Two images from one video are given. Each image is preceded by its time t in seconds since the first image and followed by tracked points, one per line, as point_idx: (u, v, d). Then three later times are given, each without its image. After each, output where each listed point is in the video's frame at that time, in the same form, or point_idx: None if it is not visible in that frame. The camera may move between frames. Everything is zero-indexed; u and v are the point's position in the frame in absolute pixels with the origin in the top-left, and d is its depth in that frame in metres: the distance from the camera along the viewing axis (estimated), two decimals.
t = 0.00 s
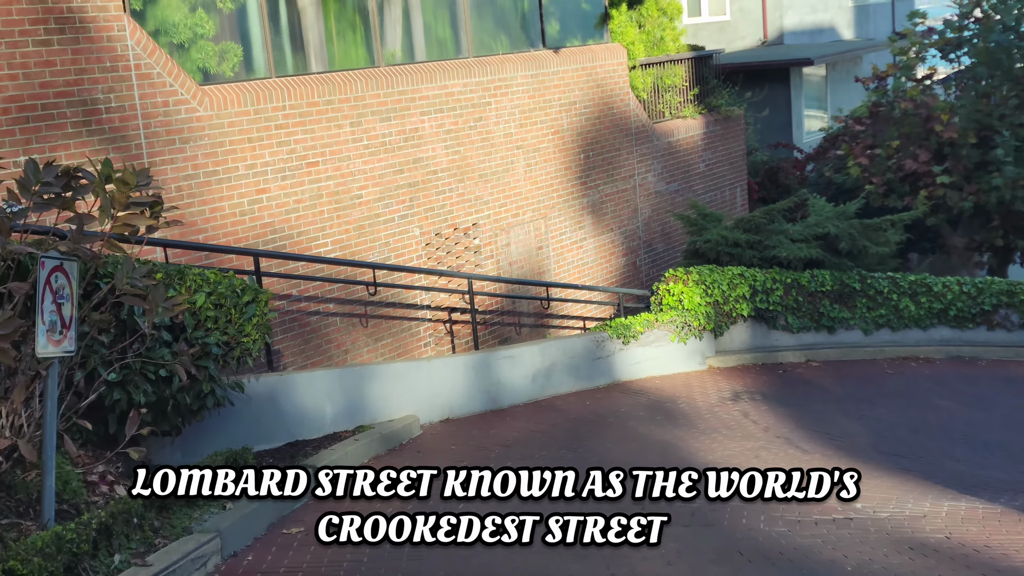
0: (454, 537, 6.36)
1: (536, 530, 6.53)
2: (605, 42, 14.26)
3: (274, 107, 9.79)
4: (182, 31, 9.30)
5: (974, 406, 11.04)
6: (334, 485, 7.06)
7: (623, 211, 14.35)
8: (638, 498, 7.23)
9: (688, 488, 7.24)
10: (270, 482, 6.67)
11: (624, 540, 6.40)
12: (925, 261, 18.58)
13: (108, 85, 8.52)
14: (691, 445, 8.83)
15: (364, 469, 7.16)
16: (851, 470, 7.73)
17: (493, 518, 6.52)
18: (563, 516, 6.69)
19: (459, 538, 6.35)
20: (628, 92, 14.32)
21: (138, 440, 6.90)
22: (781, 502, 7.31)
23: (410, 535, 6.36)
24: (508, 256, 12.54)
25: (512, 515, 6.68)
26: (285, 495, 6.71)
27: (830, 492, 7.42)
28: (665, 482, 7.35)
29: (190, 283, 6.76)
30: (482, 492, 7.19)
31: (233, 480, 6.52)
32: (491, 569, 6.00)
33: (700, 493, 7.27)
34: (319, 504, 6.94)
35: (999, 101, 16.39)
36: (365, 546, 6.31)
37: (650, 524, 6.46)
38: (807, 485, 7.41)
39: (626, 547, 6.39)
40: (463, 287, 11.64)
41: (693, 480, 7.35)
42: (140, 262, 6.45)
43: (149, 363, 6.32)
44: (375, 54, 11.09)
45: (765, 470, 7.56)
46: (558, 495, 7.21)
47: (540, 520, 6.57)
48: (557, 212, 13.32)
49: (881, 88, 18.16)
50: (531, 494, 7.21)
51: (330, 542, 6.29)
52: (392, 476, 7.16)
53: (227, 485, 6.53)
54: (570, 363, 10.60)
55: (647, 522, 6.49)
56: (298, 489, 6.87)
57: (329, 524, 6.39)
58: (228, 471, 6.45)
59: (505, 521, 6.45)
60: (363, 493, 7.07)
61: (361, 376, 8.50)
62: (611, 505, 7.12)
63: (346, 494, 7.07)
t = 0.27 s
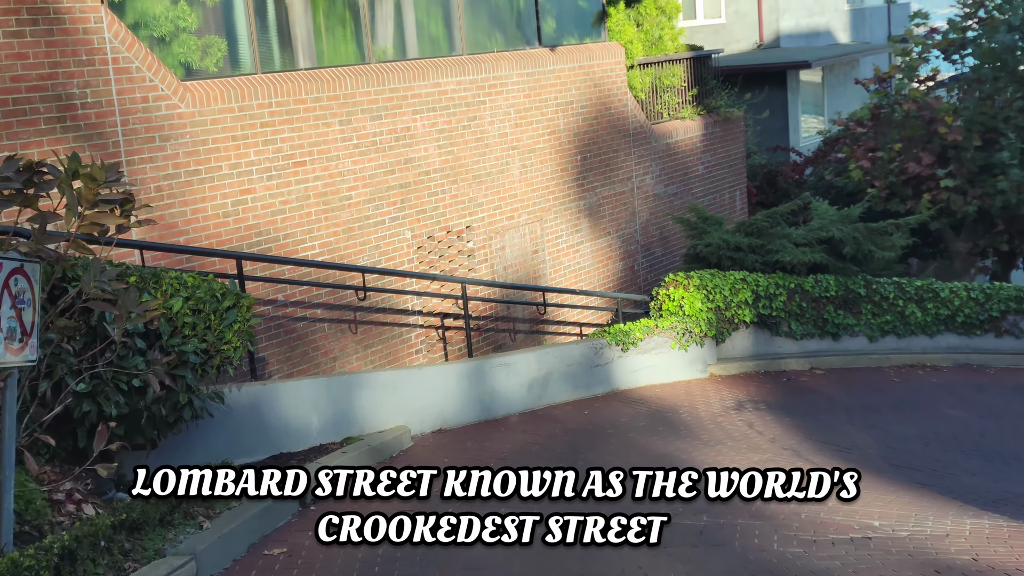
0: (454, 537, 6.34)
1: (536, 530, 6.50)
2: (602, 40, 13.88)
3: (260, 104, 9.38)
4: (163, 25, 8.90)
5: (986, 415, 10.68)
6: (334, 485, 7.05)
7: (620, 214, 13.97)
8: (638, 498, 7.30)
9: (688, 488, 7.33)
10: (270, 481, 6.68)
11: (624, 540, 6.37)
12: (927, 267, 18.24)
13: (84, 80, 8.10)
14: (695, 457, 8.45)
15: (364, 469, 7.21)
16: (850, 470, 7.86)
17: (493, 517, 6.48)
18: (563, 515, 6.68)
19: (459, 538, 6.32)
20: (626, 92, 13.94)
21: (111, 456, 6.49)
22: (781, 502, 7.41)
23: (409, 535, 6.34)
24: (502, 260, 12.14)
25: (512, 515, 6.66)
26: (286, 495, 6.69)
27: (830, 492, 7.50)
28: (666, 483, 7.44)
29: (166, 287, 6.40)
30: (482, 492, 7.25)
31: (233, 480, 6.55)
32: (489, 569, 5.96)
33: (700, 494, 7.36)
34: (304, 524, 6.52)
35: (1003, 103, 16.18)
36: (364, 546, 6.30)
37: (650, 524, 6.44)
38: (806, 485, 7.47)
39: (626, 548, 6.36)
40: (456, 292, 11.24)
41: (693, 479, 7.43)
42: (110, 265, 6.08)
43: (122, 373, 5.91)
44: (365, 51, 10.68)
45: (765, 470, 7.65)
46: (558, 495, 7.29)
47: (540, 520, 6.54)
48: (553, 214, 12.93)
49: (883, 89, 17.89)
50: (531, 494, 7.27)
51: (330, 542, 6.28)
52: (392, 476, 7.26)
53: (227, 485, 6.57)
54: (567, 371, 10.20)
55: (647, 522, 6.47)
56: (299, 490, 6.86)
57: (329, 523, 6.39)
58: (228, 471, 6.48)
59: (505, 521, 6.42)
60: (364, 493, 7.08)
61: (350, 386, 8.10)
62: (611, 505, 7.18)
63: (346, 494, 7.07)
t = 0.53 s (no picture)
0: (455, 537, 6.39)
1: (535, 530, 6.56)
2: (600, 40, 13.56)
3: (247, 102, 9.04)
4: (146, 19, 8.56)
5: (995, 425, 10.38)
6: (334, 485, 7.05)
7: (618, 217, 13.65)
8: (638, 497, 7.32)
9: (688, 488, 7.35)
10: (270, 482, 6.70)
11: (624, 540, 6.43)
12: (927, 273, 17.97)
13: (62, 75, 7.76)
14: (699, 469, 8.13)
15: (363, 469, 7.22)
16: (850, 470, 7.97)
17: (493, 517, 6.55)
18: (563, 516, 6.75)
19: (459, 538, 6.38)
20: (624, 93, 13.62)
21: (87, 470, 6.16)
22: (781, 502, 7.49)
23: (409, 535, 6.39)
24: (498, 264, 11.81)
25: (512, 515, 6.73)
26: (286, 495, 6.69)
27: (830, 492, 7.55)
28: (665, 483, 7.47)
29: (144, 292, 6.03)
30: (483, 492, 7.27)
31: (232, 480, 6.54)
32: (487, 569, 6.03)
33: (700, 494, 7.40)
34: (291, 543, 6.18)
35: (1006, 105, 15.92)
36: (365, 546, 6.36)
37: (650, 523, 6.49)
38: (806, 485, 7.53)
39: (626, 548, 6.41)
40: (451, 297, 10.91)
41: (693, 479, 7.45)
42: (84, 268, 5.75)
43: (97, 383, 5.56)
44: (357, 48, 10.34)
45: (765, 470, 7.71)
46: (558, 495, 7.31)
47: (540, 520, 6.61)
48: (550, 218, 12.60)
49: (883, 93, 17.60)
50: (530, 494, 7.29)
51: (331, 542, 6.35)
52: (392, 475, 7.26)
53: (227, 485, 6.55)
54: (566, 379, 9.87)
55: (647, 522, 6.52)
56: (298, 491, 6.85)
57: (330, 524, 6.47)
58: (228, 471, 6.48)
59: (505, 521, 6.48)
60: (364, 493, 7.12)
61: (339, 395, 7.75)
62: (612, 504, 7.23)
63: (346, 494, 7.08)
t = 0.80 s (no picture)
0: (455, 537, 6.39)
1: (535, 529, 6.56)
2: (594, 39, 13.19)
3: (228, 99, 8.64)
4: (121, 11, 8.15)
5: (1004, 436, 10.03)
6: (334, 485, 6.98)
7: (613, 222, 13.28)
8: (638, 497, 7.34)
9: (688, 488, 7.38)
10: (270, 482, 6.66)
11: (624, 540, 6.45)
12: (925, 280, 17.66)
13: (31, 69, 7.35)
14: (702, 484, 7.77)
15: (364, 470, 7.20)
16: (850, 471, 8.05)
17: (493, 517, 6.56)
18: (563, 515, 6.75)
19: (459, 538, 6.38)
20: (618, 93, 13.25)
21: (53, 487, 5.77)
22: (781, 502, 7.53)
23: (409, 535, 6.39)
24: (489, 269, 11.43)
25: (512, 515, 6.73)
26: (286, 495, 6.66)
27: (829, 492, 7.64)
28: (665, 484, 7.49)
29: (113, 297, 5.62)
30: (482, 492, 7.27)
31: (233, 480, 6.45)
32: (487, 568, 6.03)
33: (700, 494, 7.42)
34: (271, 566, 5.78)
35: (1007, 108, 15.59)
36: (365, 546, 6.34)
37: (650, 524, 6.52)
38: (806, 485, 7.62)
39: (626, 548, 6.44)
40: (440, 303, 10.52)
41: (693, 480, 7.49)
42: (46, 271, 5.35)
43: (61, 395, 5.16)
44: (343, 45, 9.95)
45: (765, 471, 7.78)
46: (558, 495, 7.32)
47: (540, 520, 6.62)
48: (542, 222, 12.23)
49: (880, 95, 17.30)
50: (530, 494, 7.28)
51: (330, 542, 6.31)
52: (392, 476, 7.25)
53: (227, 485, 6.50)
54: (561, 389, 9.48)
55: (646, 522, 6.55)
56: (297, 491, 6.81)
57: (330, 524, 6.44)
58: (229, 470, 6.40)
59: (505, 521, 6.50)
60: (364, 493, 7.09)
61: (323, 406, 7.34)
62: (611, 505, 7.24)
63: (346, 494, 7.05)
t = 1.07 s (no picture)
0: (455, 537, 6.27)
1: (535, 530, 6.44)
2: (585, 34, 12.88)
3: (204, 92, 8.27)
4: None
5: (1008, 443, 9.72)
6: (333, 485, 6.89)
7: (604, 222, 12.96)
8: (638, 497, 7.22)
9: (688, 488, 7.26)
10: (270, 482, 6.56)
11: (624, 540, 6.34)
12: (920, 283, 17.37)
13: None
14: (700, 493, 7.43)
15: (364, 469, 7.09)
16: (849, 470, 7.98)
17: (493, 517, 6.44)
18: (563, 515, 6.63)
19: (459, 538, 6.26)
20: (610, 91, 12.93)
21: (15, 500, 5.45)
22: (781, 502, 7.44)
23: (409, 535, 6.27)
24: (477, 271, 11.08)
25: (512, 515, 6.61)
26: (286, 495, 6.56)
27: (830, 492, 7.55)
28: (665, 483, 7.36)
29: (76, 297, 5.28)
30: (482, 492, 7.12)
31: (233, 480, 6.34)
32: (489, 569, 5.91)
33: (700, 494, 7.31)
34: None
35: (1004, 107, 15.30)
36: (364, 546, 6.22)
37: (650, 523, 6.42)
38: (806, 485, 7.54)
39: (626, 548, 6.32)
40: (427, 306, 10.16)
41: (693, 479, 7.38)
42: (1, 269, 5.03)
43: (17, 402, 4.84)
44: (326, 37, 9.60)
45: (765, 470, 7.69)
46: (558, 495, 7.18)
47: (540, 520, 6.50)
48: (532, 222, 11.88)
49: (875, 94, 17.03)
50: (530, 494, 7.15)
51: (330, 542, 6.20)
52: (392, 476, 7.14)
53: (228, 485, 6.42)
54: (552, 395, 9.13)
55: (647, 522, 6.45)
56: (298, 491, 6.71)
57: (329, 524, 6.33)
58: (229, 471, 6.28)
59: (505, 521, 6.36)
60: (364, 493, 6.97)
61: (303, 412, 6.96)
62: (612, 505, 7.11)
63: (346, 494, 6.94)
